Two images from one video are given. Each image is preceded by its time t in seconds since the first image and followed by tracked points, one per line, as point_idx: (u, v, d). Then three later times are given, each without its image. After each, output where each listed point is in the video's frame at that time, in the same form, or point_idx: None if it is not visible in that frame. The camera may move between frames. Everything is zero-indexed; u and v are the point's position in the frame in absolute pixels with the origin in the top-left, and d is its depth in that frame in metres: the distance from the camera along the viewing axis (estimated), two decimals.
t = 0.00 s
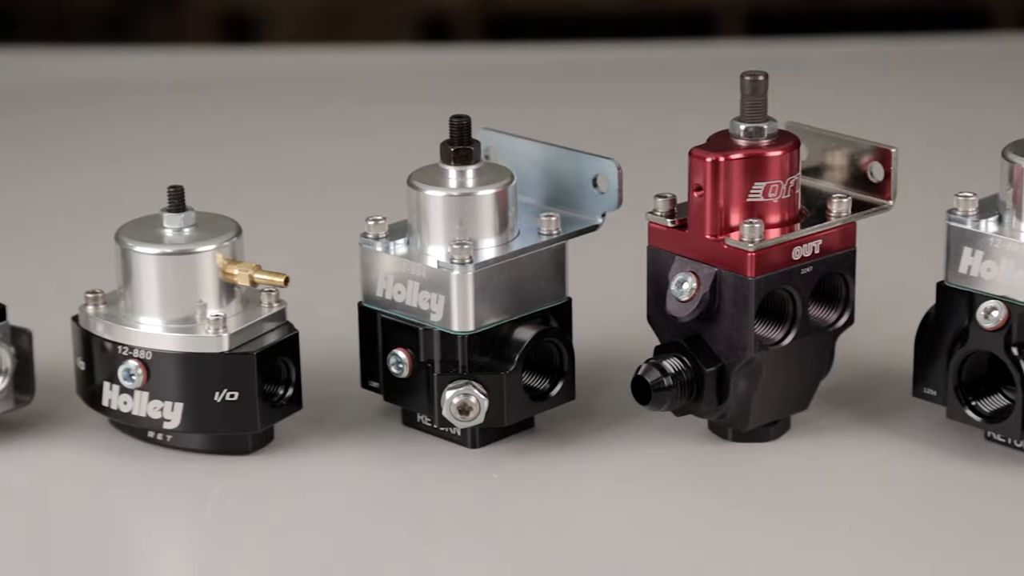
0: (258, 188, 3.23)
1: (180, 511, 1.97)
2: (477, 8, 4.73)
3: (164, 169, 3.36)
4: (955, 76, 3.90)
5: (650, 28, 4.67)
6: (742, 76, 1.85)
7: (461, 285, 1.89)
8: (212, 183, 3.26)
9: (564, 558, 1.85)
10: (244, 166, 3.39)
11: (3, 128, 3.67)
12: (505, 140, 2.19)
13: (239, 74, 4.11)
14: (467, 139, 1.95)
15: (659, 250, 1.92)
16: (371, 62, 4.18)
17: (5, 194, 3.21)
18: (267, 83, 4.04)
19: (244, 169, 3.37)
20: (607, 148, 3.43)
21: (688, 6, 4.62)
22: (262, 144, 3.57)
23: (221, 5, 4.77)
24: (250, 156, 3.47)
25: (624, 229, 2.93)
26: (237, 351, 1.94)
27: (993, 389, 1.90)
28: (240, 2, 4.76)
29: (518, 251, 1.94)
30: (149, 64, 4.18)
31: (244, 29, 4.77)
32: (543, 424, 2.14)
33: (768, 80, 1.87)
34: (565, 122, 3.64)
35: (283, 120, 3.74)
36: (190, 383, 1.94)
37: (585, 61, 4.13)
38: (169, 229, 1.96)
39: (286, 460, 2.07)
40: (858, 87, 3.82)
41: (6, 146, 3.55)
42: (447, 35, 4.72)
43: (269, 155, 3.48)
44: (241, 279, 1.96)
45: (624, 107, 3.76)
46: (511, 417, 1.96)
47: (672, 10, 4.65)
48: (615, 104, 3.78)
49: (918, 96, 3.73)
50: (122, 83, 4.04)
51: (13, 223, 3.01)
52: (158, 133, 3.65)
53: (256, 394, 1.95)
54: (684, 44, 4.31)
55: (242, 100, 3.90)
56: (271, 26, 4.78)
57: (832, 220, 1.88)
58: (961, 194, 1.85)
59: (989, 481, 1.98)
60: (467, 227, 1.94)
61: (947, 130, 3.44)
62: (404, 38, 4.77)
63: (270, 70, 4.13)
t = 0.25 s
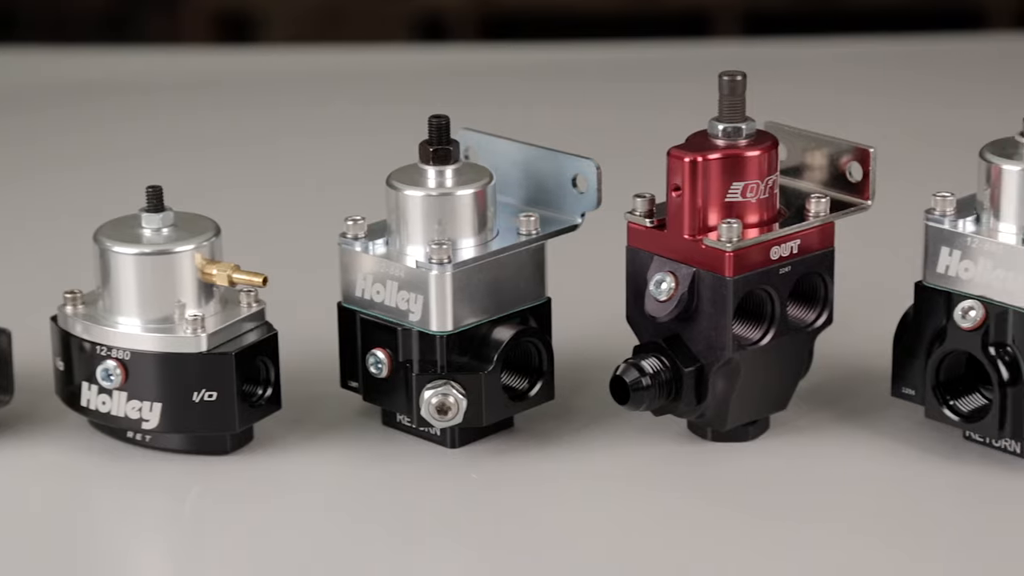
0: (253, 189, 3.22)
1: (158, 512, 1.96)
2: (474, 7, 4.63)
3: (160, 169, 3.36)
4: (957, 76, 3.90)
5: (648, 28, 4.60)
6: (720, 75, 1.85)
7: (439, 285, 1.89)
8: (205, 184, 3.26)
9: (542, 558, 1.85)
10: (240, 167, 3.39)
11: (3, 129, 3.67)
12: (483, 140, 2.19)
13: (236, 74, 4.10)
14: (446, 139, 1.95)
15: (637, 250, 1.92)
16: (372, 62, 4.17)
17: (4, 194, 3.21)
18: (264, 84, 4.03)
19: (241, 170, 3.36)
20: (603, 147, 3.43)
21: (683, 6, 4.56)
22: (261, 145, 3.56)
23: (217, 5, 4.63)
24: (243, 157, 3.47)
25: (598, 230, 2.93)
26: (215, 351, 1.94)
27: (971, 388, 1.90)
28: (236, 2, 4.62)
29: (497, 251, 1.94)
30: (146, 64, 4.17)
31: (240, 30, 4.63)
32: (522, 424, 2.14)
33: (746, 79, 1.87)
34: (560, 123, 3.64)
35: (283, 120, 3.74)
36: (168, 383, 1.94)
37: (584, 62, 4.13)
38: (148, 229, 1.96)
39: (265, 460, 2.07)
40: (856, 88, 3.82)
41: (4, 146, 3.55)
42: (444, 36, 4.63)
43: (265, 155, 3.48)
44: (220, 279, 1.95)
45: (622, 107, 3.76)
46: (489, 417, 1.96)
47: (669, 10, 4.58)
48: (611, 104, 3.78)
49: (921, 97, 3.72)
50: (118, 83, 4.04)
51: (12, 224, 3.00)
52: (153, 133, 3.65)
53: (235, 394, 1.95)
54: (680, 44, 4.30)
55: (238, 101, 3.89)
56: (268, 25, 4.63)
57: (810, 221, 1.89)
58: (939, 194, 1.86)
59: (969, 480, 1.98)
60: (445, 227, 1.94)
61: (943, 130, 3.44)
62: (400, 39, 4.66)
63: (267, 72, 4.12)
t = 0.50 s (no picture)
0: (242, 189, 3.22)
1: (133, 512, 1.96)
2: (467, 7, 4.58)
3: (148, 170, 3.35)
4: (951, 76, 3.90)
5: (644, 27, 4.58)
6: (697, 75, 1.85)
7: (415, 285, 1.89)
8: (193, 184, 3.25)
9: (519, 558, 1.85)
10: (230, 168, 3.39)
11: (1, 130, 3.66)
12: (462, 140, 2.19)
13: (227, 74, 4.10)
14: (423, 139, 1.95)
15: (614, 250, 1.92)
16: (364, 63, 4.17)
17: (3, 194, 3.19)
18: (255, 84, 4.02)
19: (230, 171, 3.36)
20: (595, 147, 3.43)
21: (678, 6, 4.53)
22: (260, 145, 3.56)
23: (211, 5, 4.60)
24: (232, 157, 3.47)
25: (573, 230, 2.93)
26: (191, 351, 1.94)
27: (947, 388, 1.90)
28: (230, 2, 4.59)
29: (474, 251, 1.94)
30: (137, 64, 4.17)
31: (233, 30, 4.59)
32: (499, 424, 2.14)
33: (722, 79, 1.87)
34: (548, 124, 3.64)
35: (282, 120, 3.73)
36: (144, 383, 1.94)
37: (578, 62, 4.14)
38: (124, 229, 1.95)
39: (241, 461, 2.07)
40: (848, 89, 3.82)
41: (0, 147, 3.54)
42: (438, 36, 4.58)
43: (253, 155, 3.48)
44: (196, 280, 1.95)
45: (616, 107, 3.75)
46: (465, 417, 1.96)
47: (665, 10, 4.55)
48: (601, 104, 3.78)
49: (920, 96, 3.72)
50: (108, 82, 4.04)
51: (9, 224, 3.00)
52: (143, 133, 3.65)
53: (211, 394, 1.94)
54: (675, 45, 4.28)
55: (228, 101, 3.89)
56: (261, 25, 4.59)
57: (786, 220, 1.89)
58: (915, 194, 1.86)
59: (947, 479, 1.98)
60: (422, 227, 1.94)
61: (935, 130, 3.44)
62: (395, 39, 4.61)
63: (257, 72, 4.11)
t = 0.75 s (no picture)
0: (232, 189, 3.22)
1: (111, 513, 1.96)
2: (464, 7, 4.62)
3: (138, 170, 3.35)
4: (948, 75, 3.90)
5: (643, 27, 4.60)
6: (673, 76, 1.85)
7: (393, 285, 1.89)
8: (182, 185, 3.25)
9: (496, 558, 1.85)
10: (221, 168, 3.39)
11: None
12: (441, 140, 2.19)
13: (219, 74, 4.10)
14: (400, 139, 1.95)
15: (592, 250, 1.92)
16: (357, 62, 4.17)
17: None
18: (247, 84, 4.02)
19: (221, 171, 3.36)
20: (589, 146, 3.43)
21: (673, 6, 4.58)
22: (262, 145, 3.55)
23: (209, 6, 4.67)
24: (222, 157, 3.47)
25: (550, 229, 2.93)
26: (168, 352, 1.93)
27: (924, 387, 1.91)
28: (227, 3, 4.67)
29: (453, 251, 1.94)
30: (129, 63, 4.17)
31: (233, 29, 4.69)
32: (478, 424, 2.14)
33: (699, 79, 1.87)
34: (538, 124, 3.64)
35: (283, 120, 3.73)
36: (122, 384, 1.94)
37: (573, 63, 4.14)
38: (101, 229, 1.95)
39: (218, 461, 2.07)
40: (841, 89, 3.82)
41: None
42: (435, 35, 4.63)
43: (244, 155, 3.48)
44: (173, 280, 1.95)
45: (612, 106, 3.75)
46: (444, 417, 1.96)
47: (664, 8, 4.58)
48: (592, 104, 3.78)
49: (917, 96, 3.72)
50: (101, 82, 4.04)
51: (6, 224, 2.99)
52: (134, 133, 3.65)
53: (189, 395, 1.94)
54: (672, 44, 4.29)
55: (220, 101, 3.89)
56: (259, 24, 4.69)
57: (763, 220, 1.89)
58: (892, 194, 1.87)
59: (925, 479, 1.98)
60: (400, 227, 1.94)
61: (930, 130, 3.44)
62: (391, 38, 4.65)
63: (249, 72, 4.11)
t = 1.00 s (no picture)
0: (220, 189, 3.22)
1: (89, 514, 1.95)
2: (459, 7, 4.52)
3: (126, 170, 3.35)
4: (939, 76, 3.90)
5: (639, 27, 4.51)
6: (652, 76, 1.85)
7: (370, 285, 1.89)
8: (169, 185, 3.25)
9: (474, 558, 1.85)
10: (210, 168, 3.38)
11: None
12: (420, 141, 2.19)
13: (209, 75, 4.10)
14: (378, 139, 1.94)
15: (570, 250, 1.92)
16: (347, 63, 4.16)
17: None
18: (236, 84, 4.02)
19: (210, 171, 3.36)
20: (578, 147, 3.43)
21: (669, 4, 4.49)
22: (256, 145, 3.55)
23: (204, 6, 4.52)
24: (209, 157, 3.47)
25: (536, 230, 2.93)
26: (145, 352, 1.93)
27: (902, 387, 1.91)
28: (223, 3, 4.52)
29: (431, 251, 1.94)
30: (118, 63, 4.16)
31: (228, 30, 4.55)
32: (457, 425, 2.14)
33: (677, 79, 1.87)
34: (526, 125, 3.64)
35: (277, 120, 3.72)
36: (99, 384, 1.93)
37: (564, 64, 4.13)
38: (79, 230, 1.95)
39: (197, 462, 2.07)
40: (830, 90, 3.81)
41: None
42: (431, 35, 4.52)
43: (232, 155, 3.47)
44: (151, 281, 1.94)
45: (603, 107, 3.75)
46: (422, 418, 1.95)
47: (662, 8, 4.49)
48: (580, 105, 3.78)
49: (907, 96, 3.72)
50: (91, 81, 4.04)
51: None
52: (122, 133, 3.65)
53: (166, 395, 1.94)
54: (663, 45, 4.28)
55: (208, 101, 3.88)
56: (256, 24, 4.55)
57: (741, 220, 1.89)
58: (870, 194, 1.87)
59: (902, 479, 1.98)
60: (377, 228, 1.94)
61: (920, 131, 3.44)
62: (387, 39, 4.54)
63: (237, 73, 4.11)
